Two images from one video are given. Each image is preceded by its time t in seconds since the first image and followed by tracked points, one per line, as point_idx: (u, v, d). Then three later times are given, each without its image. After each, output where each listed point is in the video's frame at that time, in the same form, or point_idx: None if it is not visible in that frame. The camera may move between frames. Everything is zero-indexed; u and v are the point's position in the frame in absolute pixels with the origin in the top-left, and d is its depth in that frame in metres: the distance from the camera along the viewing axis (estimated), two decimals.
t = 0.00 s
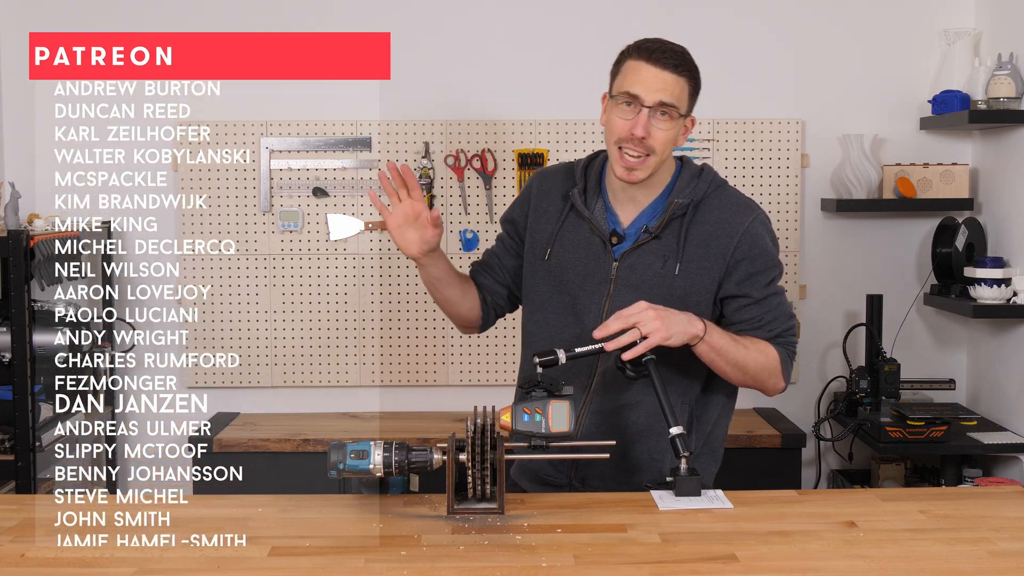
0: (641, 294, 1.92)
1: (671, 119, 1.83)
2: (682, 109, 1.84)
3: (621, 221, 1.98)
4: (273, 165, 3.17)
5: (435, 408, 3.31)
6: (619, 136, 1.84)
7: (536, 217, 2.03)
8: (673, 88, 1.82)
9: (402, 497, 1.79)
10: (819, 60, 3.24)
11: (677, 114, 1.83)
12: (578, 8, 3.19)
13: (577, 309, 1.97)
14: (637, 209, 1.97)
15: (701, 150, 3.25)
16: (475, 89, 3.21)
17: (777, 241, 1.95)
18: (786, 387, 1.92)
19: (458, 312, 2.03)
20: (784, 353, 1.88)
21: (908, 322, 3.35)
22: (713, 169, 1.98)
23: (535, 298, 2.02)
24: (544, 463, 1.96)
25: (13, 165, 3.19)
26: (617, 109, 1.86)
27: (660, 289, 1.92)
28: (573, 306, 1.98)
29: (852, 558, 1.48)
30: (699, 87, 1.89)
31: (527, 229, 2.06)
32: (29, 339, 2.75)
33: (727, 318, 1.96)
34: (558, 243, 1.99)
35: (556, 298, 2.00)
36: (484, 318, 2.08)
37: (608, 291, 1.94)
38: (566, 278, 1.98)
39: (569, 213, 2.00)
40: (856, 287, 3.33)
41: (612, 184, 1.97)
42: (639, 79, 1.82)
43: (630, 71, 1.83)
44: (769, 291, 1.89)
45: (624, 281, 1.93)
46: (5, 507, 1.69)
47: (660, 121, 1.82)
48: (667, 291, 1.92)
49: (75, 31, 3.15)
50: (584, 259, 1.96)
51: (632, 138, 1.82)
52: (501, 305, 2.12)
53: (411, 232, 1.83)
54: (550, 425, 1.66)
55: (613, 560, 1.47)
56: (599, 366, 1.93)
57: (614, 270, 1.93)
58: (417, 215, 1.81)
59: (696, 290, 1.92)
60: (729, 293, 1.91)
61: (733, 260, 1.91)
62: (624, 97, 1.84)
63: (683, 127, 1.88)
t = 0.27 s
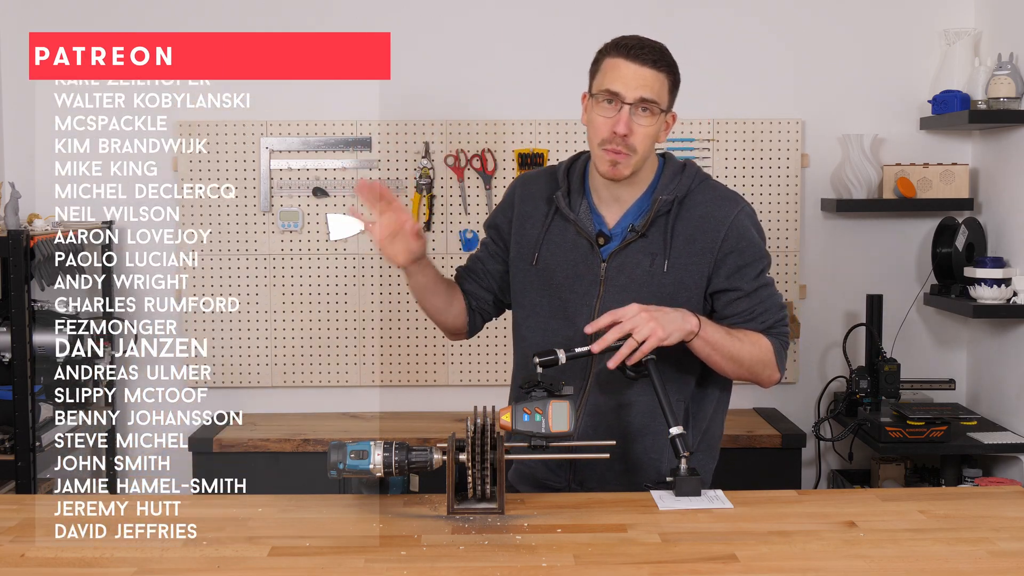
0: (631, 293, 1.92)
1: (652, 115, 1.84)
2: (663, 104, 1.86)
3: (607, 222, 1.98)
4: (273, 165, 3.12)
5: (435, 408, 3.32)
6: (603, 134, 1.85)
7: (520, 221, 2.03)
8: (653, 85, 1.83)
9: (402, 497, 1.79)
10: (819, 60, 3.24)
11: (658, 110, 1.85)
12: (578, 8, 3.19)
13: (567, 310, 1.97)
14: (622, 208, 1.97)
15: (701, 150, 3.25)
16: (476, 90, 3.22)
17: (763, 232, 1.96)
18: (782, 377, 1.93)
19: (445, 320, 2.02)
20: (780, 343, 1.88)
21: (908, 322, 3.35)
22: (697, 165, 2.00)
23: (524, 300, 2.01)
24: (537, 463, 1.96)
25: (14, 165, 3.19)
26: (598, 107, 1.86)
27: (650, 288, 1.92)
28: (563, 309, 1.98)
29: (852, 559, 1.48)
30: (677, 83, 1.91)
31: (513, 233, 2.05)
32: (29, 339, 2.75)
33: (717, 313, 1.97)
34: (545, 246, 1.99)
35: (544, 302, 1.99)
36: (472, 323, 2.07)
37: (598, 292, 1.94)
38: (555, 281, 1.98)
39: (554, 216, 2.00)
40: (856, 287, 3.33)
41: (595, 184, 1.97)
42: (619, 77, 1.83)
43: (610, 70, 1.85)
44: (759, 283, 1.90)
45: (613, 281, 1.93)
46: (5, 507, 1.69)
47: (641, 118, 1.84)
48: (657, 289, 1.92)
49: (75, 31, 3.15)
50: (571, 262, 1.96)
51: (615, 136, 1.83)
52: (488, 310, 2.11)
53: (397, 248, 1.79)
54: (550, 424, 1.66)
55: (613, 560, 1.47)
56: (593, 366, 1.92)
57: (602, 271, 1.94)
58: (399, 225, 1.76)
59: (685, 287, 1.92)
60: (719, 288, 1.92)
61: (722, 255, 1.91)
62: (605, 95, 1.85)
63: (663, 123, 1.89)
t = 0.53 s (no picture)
0: (626, 294, 1.92)
1: (646, 111, 1.85)
2: (657, 101, 1.87)
3: (600, 223, 1.99)
4: (273, 165, 3.13)
5: (435, 408, 3.32)
6: (598, 130, 1.85)
7: (512, 225, 2.02)
8: (647, 81, 1.85)
9: (403, 497, 1.78)
10: (819, 60, 3.25)
11: (652, 107, 1.86)
12: (578, 9, 3.19)
13: (561, 312, 1.96)
14: (615, 210, 1.98)
15: (701, 149, 3.26)
16: (476, 90, 3.22)
17: (755, 233, 1.97)
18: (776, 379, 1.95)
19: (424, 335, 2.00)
20: (775, 345, 1.91)
21: (908, 322, 3.35)
22: (690, 168, 2.01)
23: (517, 304, 2.00)
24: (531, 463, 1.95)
25: (14, 165, 3.19)
26: (593, 104, 1.87)
27: (644, 290, 1.92)
28: (557, 312, 1.97)
29: (852, 559, 1.48)
30: (671, 83, 1.93)
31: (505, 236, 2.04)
32: (29, 339, 2.75)
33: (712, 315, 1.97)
34: (537, 249, 1.98)
35: (536, 306, 1.98)
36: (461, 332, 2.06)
37: (592, 294, 1.93)
38: (547, 283, 1.97)
39: (546, 219, 1.99)
40: (855, 287, 3.33)
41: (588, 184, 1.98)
42: (613, 73, 1.85)
43: (605, 66, 1.87)
44: (755, 284, 1.91)
45: (607, 283, 1.93)
46: (5, 507, 1.69)
47: (636, 114, 1.85)
48: (652, 291, 1.92)
49: (75, 31, 3.15)
50: (563, 264, 1.95)
51: (610, 131, 1.84)
52: (477, 318, 2.11)
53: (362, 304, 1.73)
54: (550, 424, 1.66)
55: (613, 560, 1.47)
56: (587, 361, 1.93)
57: (597, 272, 1.93)
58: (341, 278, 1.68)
59: (679, 288, 1.92)
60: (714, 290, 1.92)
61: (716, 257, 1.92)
62: (601, 92, 1.86)
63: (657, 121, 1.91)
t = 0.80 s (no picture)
0: (612, 293, 1.92)
1: (620, 103, 1.86)
2: (634, 96, 1.89)
3: (587, 222, 1.98)
4: (273, 165, 3.16)
5: (435, 409, 3.32)
6: (570, 120, 1.87)
7: (499, 221, 2.02)
8: (622, 75, 1.88)
9: (402, 497, 1.78)
10: (819, 60, 3.25)
11: (628, 100, 1.87)
12: (579, 11, 3.19)
13: (546, 311, 1.95)
14: (602, 208, 1.97)
15: (701, 149, 3.26)
16: (476, 90, 3.21)
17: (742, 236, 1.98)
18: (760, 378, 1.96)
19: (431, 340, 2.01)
20: (762, 346, 1.92)
21: (908, 322, 3.36)
22: (676, 170, 2.00)
23: (501, 300, 2.00)
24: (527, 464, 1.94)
25: (13, 165, 3.18)
26: (571, 96, 1.90)
27: (630, 289, 1.92)
28: (540, 310, 1.96)
29: (852, 559, 1.48)
30: (656, 83, 1.95)
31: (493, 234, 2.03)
32: (29, 339, 2.75)
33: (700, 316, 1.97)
34: (522, 247, 1.98)
35: (520, 303, 1.97)
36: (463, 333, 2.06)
37: (576, 293, 1.93)
38: (530, 283, 1.96)
39: (534, 216, 1.99)
40: (855, 288, 3.33)
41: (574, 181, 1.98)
42: (591, 66, 1.89)
43: (588, 60, 1.91)
44: (743, 286, 1.92)
45: (592, 282, 1.93)
46: (5, 507, 1.69)
47: (609, 105, 1.86)
48: (637, 291, 1.92)
49: (75, 31, 3.15)
50: (550, 264, 1.95)
51: (580, 120, 1.86)
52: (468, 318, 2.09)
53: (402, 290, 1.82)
54: (550, 424, 1.66)
55: (613, 560, 1.47)
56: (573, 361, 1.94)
57: (581, 271, 1.93)
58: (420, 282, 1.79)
59: (667, 288, 1.92)
60: (704, 291, 1.91)
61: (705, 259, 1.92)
62: (578, 84, 1.90)
63: (636, 118, 1.91)
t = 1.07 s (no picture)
0: (601, 288, 1.92)
1: (576, 96, 1.90)
2: (590, 86, 1.92)
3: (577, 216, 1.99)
4: (273, 165, 3.17)
5: (435, 409, 3.31)
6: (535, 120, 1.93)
7: (490, 212, 2.01)
8: (576, 68, 1.93)
9: (402, 497, 1.78)
10: (819, 60, 3.25)
11: (581, 90, 1.91)
12: (579, 11, 3.20)
13: (535, 304, 1.94)
14: (589, 203, 1.98)
15: (701, 149, 3.26)
16: (476, 90, 3.21)
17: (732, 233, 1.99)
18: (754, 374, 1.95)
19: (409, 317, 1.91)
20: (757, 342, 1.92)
21: (908, 322, 3.35)
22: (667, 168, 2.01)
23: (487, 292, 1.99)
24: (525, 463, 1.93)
25: (13, 164, 3.18)
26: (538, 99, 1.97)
27: (621, 283, 1.92)
28: (527, 301, 1.94)
29: (852, 559, 1.48)
30: (622, 71, 1.96)
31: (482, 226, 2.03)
32: (29, 339, 2.75)
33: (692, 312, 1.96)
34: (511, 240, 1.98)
35: (506, 296, 1.96)
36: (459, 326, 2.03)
37: (563, 287, 1.93)
38: (516, 276, 1.96)
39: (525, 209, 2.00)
40: (855, 287, 3.33)
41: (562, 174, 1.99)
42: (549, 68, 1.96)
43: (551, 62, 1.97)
44: (736, 283, 1.93)
45: (582, 275, 1.93)
46: (5, 507, 1.69)
47: (565, 97, 1.90)
48: (628, 284, 1.92)
49: (75, 31, 3.15)
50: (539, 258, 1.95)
51: (541, 118, 1.91)
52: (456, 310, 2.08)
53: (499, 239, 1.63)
54: (550, 424, 1.66)
55: (613, 560, 1.47)
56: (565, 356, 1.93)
57: (570, 263, 1.93)
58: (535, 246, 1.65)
59: (658, 283, 1.92)
60: (697, 288, 1.92)
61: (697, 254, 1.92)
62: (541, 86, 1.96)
63: (602, 108, 1.92)
